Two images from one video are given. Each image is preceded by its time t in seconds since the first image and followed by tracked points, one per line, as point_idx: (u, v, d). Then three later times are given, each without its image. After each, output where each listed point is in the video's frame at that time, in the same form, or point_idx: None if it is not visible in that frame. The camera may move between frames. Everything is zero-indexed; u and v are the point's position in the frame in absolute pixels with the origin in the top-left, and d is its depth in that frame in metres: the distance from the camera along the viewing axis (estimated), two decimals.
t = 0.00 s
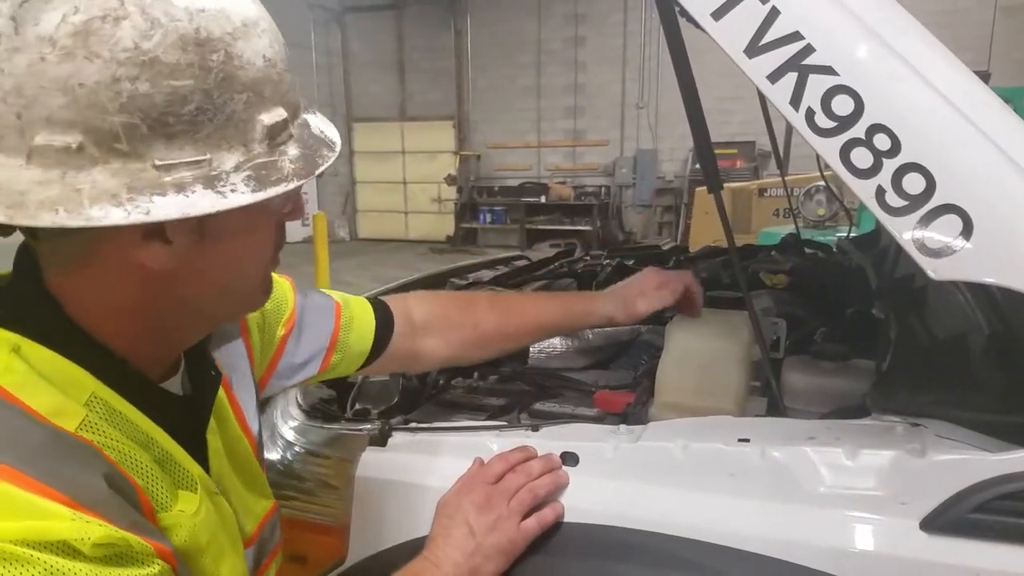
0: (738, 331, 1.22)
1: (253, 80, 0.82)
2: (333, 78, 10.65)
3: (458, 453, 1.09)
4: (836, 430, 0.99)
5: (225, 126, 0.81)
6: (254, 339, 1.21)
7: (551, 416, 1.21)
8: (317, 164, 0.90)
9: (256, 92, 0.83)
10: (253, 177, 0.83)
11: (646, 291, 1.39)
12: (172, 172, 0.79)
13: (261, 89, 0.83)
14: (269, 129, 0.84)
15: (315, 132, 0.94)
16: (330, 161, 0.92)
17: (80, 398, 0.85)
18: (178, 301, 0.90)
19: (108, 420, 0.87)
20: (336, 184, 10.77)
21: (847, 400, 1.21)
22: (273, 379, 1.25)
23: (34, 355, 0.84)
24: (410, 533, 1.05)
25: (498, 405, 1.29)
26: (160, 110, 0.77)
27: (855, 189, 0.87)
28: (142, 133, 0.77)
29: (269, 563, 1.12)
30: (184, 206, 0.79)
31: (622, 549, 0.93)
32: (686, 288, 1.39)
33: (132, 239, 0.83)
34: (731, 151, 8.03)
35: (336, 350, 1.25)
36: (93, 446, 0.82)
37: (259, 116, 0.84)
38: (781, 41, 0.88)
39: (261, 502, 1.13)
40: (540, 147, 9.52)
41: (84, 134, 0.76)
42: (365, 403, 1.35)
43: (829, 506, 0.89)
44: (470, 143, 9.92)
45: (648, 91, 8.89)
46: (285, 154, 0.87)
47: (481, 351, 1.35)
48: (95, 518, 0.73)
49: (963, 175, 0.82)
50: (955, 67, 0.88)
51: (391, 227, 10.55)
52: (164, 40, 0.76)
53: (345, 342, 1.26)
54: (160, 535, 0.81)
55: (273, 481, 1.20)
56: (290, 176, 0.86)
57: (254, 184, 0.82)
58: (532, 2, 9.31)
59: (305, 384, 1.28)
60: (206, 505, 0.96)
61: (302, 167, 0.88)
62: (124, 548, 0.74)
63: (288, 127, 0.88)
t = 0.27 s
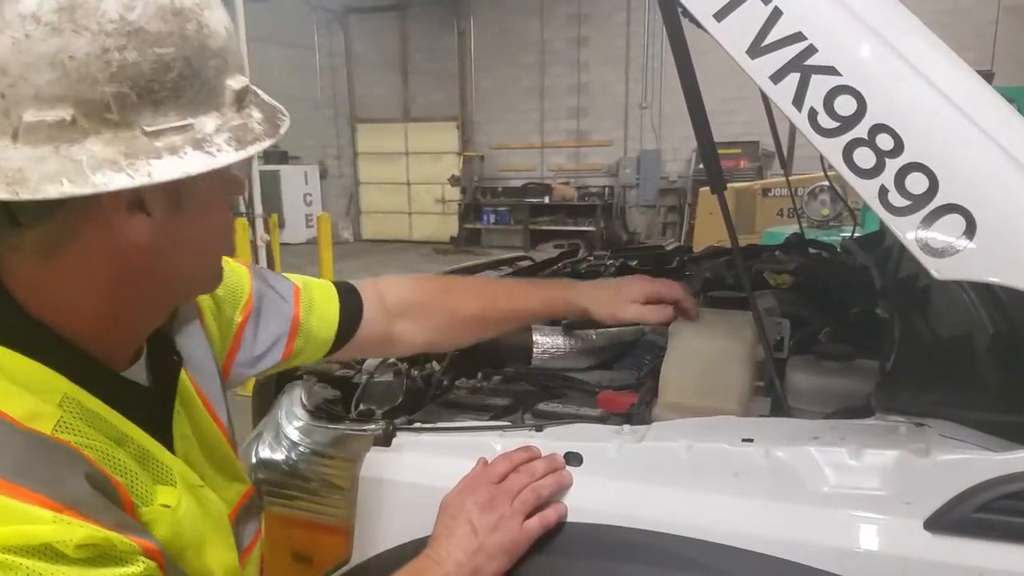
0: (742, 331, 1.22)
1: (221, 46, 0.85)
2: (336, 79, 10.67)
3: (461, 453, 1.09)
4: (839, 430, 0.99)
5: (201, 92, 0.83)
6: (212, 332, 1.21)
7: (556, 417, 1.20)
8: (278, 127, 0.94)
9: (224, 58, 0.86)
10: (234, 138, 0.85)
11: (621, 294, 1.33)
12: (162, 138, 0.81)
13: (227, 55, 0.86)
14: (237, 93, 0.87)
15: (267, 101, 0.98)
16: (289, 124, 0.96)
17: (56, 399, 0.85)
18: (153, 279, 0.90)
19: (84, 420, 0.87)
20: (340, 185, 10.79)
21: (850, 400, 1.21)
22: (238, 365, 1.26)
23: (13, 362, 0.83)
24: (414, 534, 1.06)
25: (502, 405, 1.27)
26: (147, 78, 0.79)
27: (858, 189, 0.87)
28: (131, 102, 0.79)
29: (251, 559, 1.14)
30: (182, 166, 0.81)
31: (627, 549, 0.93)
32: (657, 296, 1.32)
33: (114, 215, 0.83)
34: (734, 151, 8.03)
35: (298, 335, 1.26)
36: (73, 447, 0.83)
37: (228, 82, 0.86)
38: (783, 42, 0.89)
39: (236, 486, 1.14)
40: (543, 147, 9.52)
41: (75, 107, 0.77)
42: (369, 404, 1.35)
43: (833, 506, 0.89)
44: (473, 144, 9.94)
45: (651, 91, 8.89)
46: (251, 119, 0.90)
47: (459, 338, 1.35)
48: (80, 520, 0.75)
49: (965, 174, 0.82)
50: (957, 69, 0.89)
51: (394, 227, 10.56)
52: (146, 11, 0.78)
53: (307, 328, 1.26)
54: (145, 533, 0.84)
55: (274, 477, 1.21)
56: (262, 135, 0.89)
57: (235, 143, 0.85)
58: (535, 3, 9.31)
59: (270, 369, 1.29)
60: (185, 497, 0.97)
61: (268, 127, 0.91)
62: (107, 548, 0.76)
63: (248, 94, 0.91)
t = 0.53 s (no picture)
0: (746, 331, 1.22)
1: (142, 24, 0.87)
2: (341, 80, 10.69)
3: (465, 452, 1.09)
4: (843, 431, 0.99)
5: (124, 67, 0.84)
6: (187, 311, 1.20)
7: (559, 416, 1.21)
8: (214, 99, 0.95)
9: (147, 35, 0.87)
10: (161, 109, 0.86)
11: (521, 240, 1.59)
12: (87, 112, 0.81)
13: (150, 33, 0.88)
14: (164, 68, 0.88)
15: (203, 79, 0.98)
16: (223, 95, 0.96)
17: (23, 382, 0.84)
18: (104, 256, 0.90)
19: (54, 400, 0.86)
20: (344, 186, 10.80)
21: (854, 401, 1.21)
22: (216, 350, 1.25)
23: None
24: (417, 533, 1.06)
25: (506, 404, 1.27)
26: (67, 53, 0.80)
27: (862, 190, 0.87)
28: (53, 79, 0.79)
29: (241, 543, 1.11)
30: (108, 137, 0.81)
31: (630, 548, 0.93)
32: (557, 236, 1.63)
33: (51, 194, 0.83)
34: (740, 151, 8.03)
35: (270, 308, 1.29)
36: (41, 425, 0.81)
37: (154, 58, 0.88)
38: (787, 42, 0.89)
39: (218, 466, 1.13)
40: (548, 147, 9.53)
41: None
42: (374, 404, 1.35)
43: (837, 505, 0.89)
44: (478, 144, 9.94)
45: (656, 91, 8.89)
46: (183, 91, 0.91)
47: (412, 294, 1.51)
48: (51, 492, 0.75)
49: (969, 174, 0.82)
50: (965, 70, 0.89)
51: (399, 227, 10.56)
52: None
53: (276, 300, 1.30)
54: (118, 505, 0.83)
55: (279, 475, 1.21)
56: (193, 107, 0.90)
57: (163, 115, 0.86)
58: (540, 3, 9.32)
59: (242, 351, 1.29)
60: (164, 471, 0.95)
61: (201, 100, 0.92)
62: (79, 519, 0.76)
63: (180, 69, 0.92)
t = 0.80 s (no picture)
0: (752, 330, 1.20)
1: (114, 30, 0.91)
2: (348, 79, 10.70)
3: (470, 452, 1.09)
4: (850, 430, 0.99)
5: (97, 70, 0.88)
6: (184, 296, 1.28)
7: (565, 416, 1.21)
8: (185, 97, 0.98)
9: (119, 41, 0.91)
10: (129, 107, 0.90)
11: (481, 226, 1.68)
12: (61, 109, 0.85)
13: (122, 38, 0.92)
14: (135, 70, 0.92)
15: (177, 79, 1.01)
16: (195, 96, 1.00)
17: (29, 348, 0.88)
18: (89, 241, 0.93)
19: (54, 366, 0.90)
20: (351, 185, 10.81)
21: (862, 401, 1.21)
22: (216, 335, 1.35)
23: None
24: (423, 532, 1.07)
25: (511, 403, 1.26)
26: (42, 58, 0.84)
27: (869, 188, 0.86)
28: (30, 80, 0.83)
29: (229, 533, 1.13)
30: (79, 130, 0.85)
31: (635, 549, 0.93)
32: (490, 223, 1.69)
33: (34, 184, 0.86)
34: (747, 150, 8.01)
35: (263, 293, 1.39)
36: (41, 386, 0.85)
37: (126, 61, 0.91)
38: (793, 40, 0.88)
39: (212, 441, 1.17)
40: (554, 146, 9.52)
41: None
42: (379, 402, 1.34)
43: (844, 506, 0.89)
44: (484, 143, 9.95)
45: (663, 90, 8.87)
46: (154, 91, 0.94)
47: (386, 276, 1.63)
48: (41, 438, 0.78)
49: (978, 172, 0.82)
50: (973, 67, 0.88)
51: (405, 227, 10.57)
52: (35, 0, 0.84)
53: (268, 285, 1.41)
54: (107, 458, 0.85)
55: (284, 474, 1.19)
56: (163, 104, 0.93)
57: (131, 112, 0.89)
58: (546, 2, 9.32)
59: (238, 335, 1.39)
60: (158, 434, 0.98)
61: (172, 98, 0.95)
62: (68, 465, 0.78)
63: (152, 69, 0.95)
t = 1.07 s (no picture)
0: (767, 329, 1.18)
1: (132, 36, 1.02)
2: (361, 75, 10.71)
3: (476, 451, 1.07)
4: (867, 432, 0.97)
5: (114, 68, 0.99)
6: (211, 292, 1.38)
7: (575, 415, 1.19)
8: (192, 94, 1.09)
9: (136, 45, 1.02)
10: (139, 98, 1.01)
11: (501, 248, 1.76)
12: (82, 99, 0.97)
13: (139, 43, 1.03)
14: (148, 69, 1.03)
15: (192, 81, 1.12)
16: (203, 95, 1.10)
17: (60, 316, 1.00)
18: (105, 218, 1.06)
19: (82, 335, 1.01)
20: (363, 181, 10.82)
21: (880, 403, 1.18)
22: (239, 327, 1.43)
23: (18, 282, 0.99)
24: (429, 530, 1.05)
25: (519, 401, 1.24)
26: (67, 58, 0.96)
27: (889, 185, 0.84)
28: (57, 75, 0.95)
29: (224, 508, 1.22)
30: (92, 117, 0.96)
31: (643, 550, 0.91)
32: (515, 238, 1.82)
33: (60, 164, 1.00)
34: (762, 147, 7.95)
35: (285, 294, 1.48)
36: (63, 345, 0.97)
37: (141, 61, 1.02)
38: (813, 33, 0.86)
39: (222, 416, 1.27)
40: (567, 143, 9.49)
41: (18, 82, 0.94)
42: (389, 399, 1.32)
43: (860, 509, 0.86)
44: (497, 140, 9.93)
45: (677, 87, 8.82)
46: (165, 87, 1.04)
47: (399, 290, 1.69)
48: (53, 389, 0.89)
49: (1003, 169, 0.79)
50: (1002, 64, 0.86)
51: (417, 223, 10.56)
52: (64, 10, 0.96)
53: (290, 288, 1.49)
54: (112, 415, 0.95)
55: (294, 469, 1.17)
56: (169, 97, 1.04)
57: (140, 103, 1.00)
58: None
59: (262, 331, 1.48)
60: (164, 400, 1.08)
61: (179, 92, 1.06)
62: (74, 418, 0.88)
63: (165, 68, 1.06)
